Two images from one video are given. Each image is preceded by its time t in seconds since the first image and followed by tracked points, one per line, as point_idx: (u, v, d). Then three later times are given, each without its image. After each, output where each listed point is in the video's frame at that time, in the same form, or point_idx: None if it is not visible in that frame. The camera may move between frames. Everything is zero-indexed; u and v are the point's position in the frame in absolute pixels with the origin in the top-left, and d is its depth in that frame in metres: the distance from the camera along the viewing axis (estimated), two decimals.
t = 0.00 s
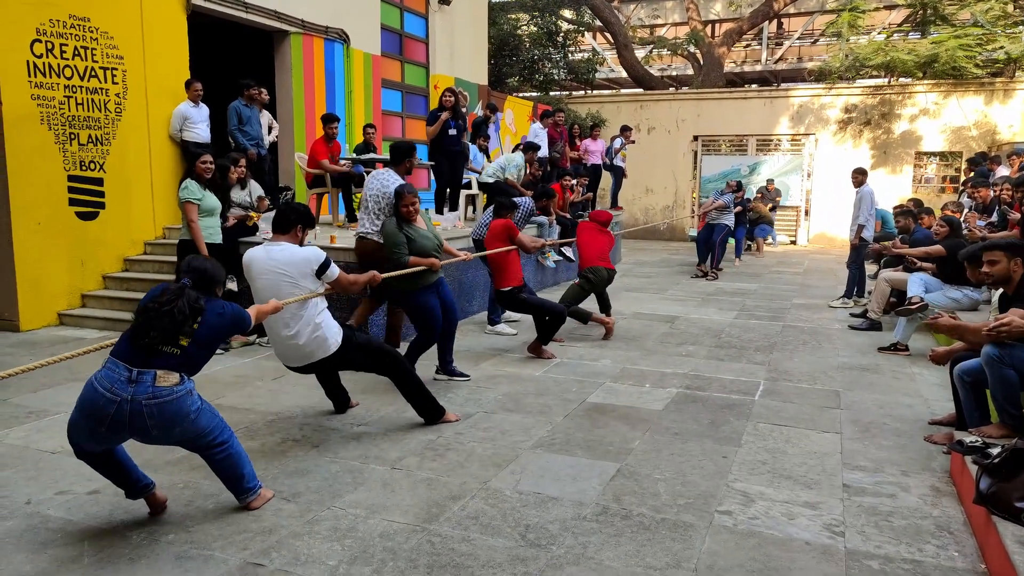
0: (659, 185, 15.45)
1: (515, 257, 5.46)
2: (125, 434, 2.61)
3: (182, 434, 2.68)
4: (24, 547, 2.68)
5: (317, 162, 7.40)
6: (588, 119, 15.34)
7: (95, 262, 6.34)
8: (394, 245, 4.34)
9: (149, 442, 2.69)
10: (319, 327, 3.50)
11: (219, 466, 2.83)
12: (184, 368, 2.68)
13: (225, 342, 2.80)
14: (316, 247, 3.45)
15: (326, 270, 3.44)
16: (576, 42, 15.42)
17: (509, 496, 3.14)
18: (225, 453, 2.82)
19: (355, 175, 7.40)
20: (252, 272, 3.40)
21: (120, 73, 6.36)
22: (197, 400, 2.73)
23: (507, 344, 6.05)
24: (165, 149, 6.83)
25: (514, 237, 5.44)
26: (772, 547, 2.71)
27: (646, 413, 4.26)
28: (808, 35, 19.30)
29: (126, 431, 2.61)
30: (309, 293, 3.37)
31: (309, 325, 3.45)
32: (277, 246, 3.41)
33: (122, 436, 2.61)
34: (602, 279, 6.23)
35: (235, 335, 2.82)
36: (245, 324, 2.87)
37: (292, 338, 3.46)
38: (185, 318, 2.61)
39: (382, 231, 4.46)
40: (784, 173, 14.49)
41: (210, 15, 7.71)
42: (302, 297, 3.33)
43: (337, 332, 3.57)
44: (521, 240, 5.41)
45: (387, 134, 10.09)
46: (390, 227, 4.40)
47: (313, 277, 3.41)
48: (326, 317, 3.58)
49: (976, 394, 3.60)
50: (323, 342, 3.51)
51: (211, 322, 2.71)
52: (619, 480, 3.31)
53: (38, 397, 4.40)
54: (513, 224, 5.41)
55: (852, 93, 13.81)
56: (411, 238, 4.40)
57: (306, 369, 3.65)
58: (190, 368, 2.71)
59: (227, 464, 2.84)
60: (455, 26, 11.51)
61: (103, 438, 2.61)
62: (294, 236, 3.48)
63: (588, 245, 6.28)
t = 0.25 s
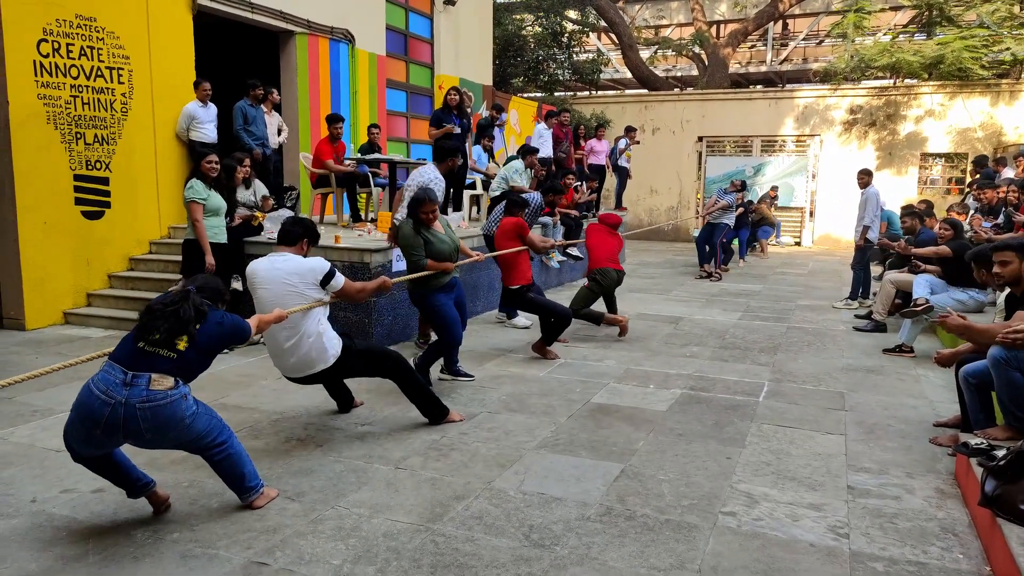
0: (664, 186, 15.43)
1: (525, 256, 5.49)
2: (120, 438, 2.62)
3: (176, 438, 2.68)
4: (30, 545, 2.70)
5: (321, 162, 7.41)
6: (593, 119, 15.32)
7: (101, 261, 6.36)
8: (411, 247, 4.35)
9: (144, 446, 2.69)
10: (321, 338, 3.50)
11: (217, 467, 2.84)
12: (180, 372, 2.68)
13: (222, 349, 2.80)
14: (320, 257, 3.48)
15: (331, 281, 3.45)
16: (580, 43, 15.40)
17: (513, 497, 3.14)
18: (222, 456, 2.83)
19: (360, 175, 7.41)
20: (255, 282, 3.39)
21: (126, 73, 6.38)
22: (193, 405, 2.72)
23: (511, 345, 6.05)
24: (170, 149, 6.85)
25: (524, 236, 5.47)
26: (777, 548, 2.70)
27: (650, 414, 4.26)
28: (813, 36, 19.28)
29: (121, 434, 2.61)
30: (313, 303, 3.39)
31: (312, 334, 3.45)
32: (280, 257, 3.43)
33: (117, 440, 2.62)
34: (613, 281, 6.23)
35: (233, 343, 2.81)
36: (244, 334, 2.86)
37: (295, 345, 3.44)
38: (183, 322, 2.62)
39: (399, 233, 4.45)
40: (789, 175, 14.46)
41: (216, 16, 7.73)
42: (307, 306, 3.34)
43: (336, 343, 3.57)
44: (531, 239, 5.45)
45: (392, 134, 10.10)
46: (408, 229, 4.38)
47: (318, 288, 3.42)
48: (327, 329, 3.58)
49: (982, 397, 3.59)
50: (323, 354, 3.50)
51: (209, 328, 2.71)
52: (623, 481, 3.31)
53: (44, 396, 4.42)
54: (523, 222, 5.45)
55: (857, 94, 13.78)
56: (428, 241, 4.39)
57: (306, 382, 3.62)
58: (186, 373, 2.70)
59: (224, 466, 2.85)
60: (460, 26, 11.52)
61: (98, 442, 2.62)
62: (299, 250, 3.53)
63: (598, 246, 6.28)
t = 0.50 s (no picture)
0: (660, 190, 15.47)
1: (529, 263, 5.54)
2: (110, 448, 2.61)
3: (168, 449, 2.68)
4: (23, 552, 2.68)
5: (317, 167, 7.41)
6: (588, 124, 15.36)
7: (96, 266, 6.35)
8: (410, 256, 4.33)
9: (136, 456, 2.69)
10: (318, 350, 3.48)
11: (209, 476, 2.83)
12: (172, 383, 2.66)
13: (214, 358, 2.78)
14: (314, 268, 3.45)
15: (327, 289, 3.43)
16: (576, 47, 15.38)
17: (510, 501, 3.14)
18: (218, 467, 2.83)
19: (356, 179, 7.41)
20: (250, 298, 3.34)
21: (121, 78, 6.37)
22: (185, 416, 2.72)
23: (508, 349, 6.05)
24: (166, 153, 6.84)
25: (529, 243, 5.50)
26: (773, 553, 2.70)
27: (647, 418, 4.26)
28: (808, 41, 19.37)
29: (112, 445, 2.61)
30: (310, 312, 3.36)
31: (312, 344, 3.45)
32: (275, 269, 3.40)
33: (108, 450, 2.62)
34: (614, 286, 6.22)
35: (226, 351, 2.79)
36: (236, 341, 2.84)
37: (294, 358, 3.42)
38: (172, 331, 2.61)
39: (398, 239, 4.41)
40: (784, 179, 14.50)
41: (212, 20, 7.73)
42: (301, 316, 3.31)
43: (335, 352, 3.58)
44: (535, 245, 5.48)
45: (388, 139, 10.10)
46: (407, 238, 4.36)
47: (314, 299, 3.40)
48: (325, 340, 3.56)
49: (977, 400, 3.59)
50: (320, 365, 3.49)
51: (200, 337, 2.70)
52: (619, 485, 3.31)
53: (39, 401, 4.40)
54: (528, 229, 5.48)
55: (852, 98, 13.83)
56: (427, 250, 4.37)
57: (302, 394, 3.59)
58: (178, 384, 2.69)
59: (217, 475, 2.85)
60: (457, 31, 11.54)
61: (89, 451, 2.61)
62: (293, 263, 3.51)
63: (600, 251, 6.28)
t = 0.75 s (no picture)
0: (658, 194, 15.49)
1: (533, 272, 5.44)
2: (121, 450, 2.61)
3: (179, 449, 2.65)
4: (20, 556, 2.67)
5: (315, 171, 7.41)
6: (587, 128, 15.39)
7: (94, 269, 6.35)
8: (413, 263, 4.33)
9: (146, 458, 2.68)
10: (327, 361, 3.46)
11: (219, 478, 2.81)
12: (178, 380, 2.66)
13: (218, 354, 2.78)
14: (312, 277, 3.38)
15: (328, 299, 3.40)
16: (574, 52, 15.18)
17: (508, 505, 3.14)
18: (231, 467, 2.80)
19: (354, 183, 7.42)
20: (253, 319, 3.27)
21: (119, 82, 6.37)
22: (193, 414, 2.70)
23: (506, 353, 6.05)
24: (164, 157, 6.84)
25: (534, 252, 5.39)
26: (772, 557, 2.70)
27: (645, 422, 4.25)
28: (805, 46, 19.42)
29: (122, 447, 2.60)
30: (314, 322, 3.30)
31: (321, 353, 3.43)
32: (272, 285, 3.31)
33: (118, 452, 2.61)
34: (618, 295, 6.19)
35: (229, 346, 2.79)
36: (240, 336, 2.85)
37: (304, 371, 3.40)
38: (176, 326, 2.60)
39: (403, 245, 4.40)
40: (782, 183, 14.51)
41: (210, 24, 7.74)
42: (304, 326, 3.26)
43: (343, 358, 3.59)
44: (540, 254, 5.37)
45: (386, 143, 10.11)
46: (409, 245, 4.37)
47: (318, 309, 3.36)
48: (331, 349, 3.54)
49: (975, 404, 3.59)
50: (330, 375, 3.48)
51: (202, 331, 2.71)
52: (618, 489, 3.31)
53: (36, 405, 4.39)
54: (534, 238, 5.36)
55: (850, 103, 13.86)
56: (430, 257, 4.35)
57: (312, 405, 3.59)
58: (184, 381, 2.68)
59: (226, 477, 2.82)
60: (455, 35, 11.57)
61: (101, 453, 2.63)
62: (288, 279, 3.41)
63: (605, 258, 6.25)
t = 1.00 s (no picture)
0: (659, 194, 15.49)
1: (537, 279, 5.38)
2: (160, 460, 2.53)
3: (218, 450, 2.55)
4: (20, 554, 2.67)
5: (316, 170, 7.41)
6: (588, 127, 15.39)
7: (95, 268, 6.35)
8: (414, 266, 4.25)
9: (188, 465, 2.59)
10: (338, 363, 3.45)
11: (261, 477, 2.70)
12: (199, 379, 2.53)
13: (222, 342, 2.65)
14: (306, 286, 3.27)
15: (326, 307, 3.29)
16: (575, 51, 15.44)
17: (508, 504, 3.14)
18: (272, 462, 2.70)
19: (355, 182, 7.43)
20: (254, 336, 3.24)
21: (120, 80, 6.37)
22: (224, 412, 2.59)
23: (507, 352, 6.05)
24: (165, 156, 6.84)
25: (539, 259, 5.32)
26: (772, 556, 2.70)
27: (645, 421, 4.25)
28: (806, 45, 19.42)
29: (160, 457, 2.52)
30: (314, 331, 3.24)
31: (333, 357, 3.42)
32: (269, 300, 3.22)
33: (158, 463, 2.53)
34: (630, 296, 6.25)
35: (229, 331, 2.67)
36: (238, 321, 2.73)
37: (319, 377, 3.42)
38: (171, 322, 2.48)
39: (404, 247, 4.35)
40: (783, 182, 14.49)
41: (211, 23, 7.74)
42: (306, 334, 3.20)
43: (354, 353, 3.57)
44: (545, 261, 5.30)
45: (387, 142, 10.11)
46: (410, 248, 4.30)
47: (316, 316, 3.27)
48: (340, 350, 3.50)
49: (975, 404, 3.59)
50: (343, 377, 3.48)
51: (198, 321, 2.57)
52: (618, 488, 3.31)
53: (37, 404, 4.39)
54: (540, 246, 5.28)
55: (851, 102, 13.85)
56: (431, 259, 4.27)
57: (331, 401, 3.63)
58: (205, 378, 2.56)
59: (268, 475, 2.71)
60: (456, 34, 11.56)
61: (143, 463, 2.57)
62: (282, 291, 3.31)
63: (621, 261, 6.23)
